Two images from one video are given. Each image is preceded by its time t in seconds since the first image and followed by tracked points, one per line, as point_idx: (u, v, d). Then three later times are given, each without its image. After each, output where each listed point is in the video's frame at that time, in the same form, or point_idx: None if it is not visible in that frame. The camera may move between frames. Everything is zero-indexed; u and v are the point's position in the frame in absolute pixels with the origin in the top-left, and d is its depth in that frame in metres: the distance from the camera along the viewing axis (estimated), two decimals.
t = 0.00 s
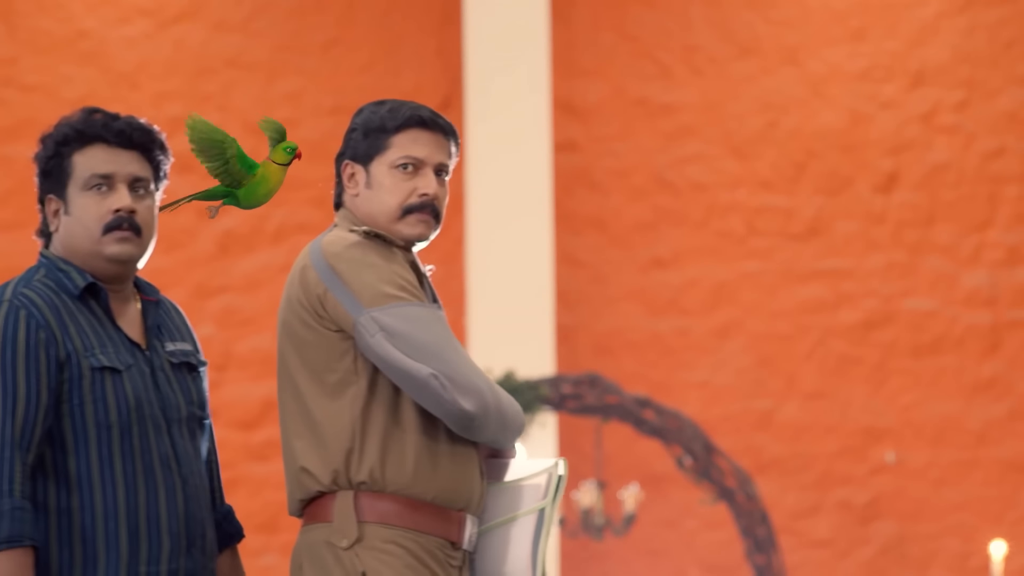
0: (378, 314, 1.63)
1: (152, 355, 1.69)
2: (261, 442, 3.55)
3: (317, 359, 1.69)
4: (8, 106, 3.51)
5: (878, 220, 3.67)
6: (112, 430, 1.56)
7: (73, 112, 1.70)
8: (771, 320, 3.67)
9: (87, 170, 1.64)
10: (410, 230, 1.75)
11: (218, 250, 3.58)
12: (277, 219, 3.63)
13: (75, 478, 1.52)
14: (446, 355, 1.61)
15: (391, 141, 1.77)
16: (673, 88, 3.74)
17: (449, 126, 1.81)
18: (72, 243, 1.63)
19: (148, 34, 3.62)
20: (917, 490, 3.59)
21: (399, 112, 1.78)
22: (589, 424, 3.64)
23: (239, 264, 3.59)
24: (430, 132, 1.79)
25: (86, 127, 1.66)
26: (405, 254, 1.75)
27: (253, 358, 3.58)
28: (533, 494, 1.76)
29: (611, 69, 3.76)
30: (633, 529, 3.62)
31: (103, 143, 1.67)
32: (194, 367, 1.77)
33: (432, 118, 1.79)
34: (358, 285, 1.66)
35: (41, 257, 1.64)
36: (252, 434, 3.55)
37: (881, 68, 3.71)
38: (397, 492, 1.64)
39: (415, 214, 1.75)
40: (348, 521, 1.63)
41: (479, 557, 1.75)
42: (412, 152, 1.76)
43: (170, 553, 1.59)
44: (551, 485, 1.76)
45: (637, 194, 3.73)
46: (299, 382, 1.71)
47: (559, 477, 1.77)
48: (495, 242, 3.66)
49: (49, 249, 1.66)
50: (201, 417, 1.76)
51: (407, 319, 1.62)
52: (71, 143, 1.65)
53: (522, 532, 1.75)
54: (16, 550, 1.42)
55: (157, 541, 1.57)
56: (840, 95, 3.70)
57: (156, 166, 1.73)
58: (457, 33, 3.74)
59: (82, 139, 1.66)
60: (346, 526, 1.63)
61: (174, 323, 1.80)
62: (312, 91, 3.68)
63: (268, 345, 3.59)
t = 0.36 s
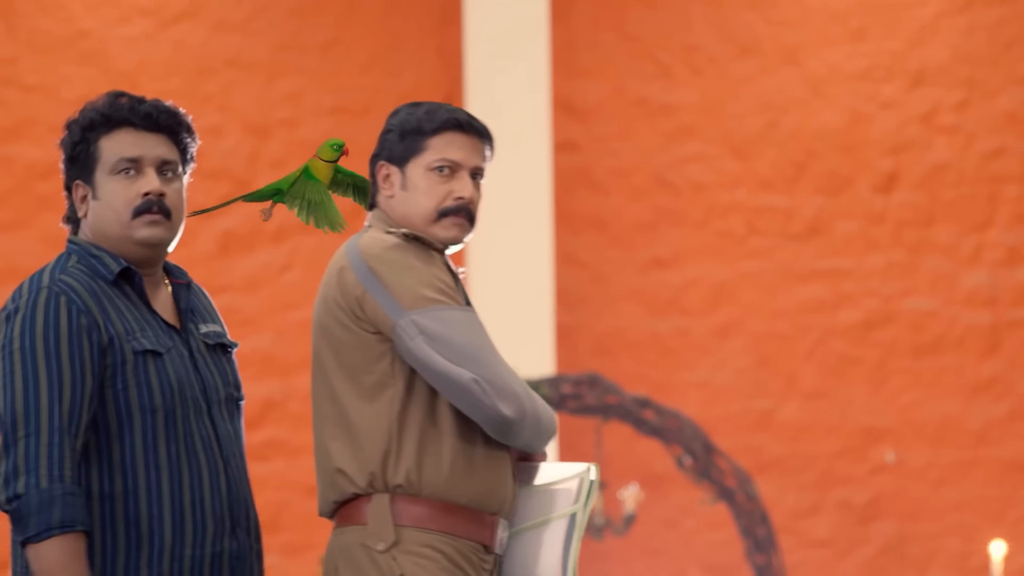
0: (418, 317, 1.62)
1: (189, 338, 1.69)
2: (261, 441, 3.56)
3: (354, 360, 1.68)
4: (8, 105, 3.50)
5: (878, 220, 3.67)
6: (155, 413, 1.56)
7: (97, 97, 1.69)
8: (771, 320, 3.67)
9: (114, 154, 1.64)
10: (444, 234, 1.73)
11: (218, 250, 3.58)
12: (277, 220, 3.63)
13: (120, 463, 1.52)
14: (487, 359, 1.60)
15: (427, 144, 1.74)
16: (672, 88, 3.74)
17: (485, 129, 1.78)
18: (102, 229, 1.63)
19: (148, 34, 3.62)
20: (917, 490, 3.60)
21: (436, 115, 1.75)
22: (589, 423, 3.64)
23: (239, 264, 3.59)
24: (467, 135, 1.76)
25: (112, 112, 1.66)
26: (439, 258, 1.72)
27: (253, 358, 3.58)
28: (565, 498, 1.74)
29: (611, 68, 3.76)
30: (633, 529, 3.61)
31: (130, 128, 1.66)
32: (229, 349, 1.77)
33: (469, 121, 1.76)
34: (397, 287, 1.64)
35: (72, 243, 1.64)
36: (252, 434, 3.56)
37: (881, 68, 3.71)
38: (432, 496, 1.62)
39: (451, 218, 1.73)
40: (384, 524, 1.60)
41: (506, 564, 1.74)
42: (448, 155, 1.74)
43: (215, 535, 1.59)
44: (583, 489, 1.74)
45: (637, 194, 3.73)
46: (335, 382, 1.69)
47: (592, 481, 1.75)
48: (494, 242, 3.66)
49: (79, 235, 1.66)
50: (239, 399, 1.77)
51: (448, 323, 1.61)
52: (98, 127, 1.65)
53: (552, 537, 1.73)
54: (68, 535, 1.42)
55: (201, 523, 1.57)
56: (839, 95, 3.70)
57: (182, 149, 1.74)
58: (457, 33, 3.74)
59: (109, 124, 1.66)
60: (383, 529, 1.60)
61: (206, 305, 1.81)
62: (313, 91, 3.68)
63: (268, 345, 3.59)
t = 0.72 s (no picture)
0: (475, 328, 1.55)
1: (211, 338, 1.65)
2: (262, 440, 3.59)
3: (405, 368, 1.61)
4: (10, 106, 3.54)
5: (878, 220, 3.67)
6: (179, 411, 1.51)
7: (119, 90, 1.64)
8: (771, 320, 3.67)
9: (137, 149, 1.59)
10: (491, 241, 1.67)
11: (218, 250, 3.61)
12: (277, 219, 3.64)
13: (145, 462, 1.48)
14: (543, 372, 1.55)
15: (476, 150, 1.69)
16: (672, 88, 3.74)
17: (535, 137, 1.72)
18: (125, 225, 1.59)
19: (148, 34, 3.62)
20: (917, 490, 3.60)
21: (486, 121, 1.70)
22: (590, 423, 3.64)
23: (239, 263, 3.61)
24: (516, 142, 1.70)
25: (134, 107, 1.61)
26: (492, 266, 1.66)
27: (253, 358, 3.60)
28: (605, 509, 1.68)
29: (611, 69, 3.76)
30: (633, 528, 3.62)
31: (152, 122, 1.61)
32: (253, 349, 1.73)
33: (518, 128, 1.71)
34: (453, 297, 1.57)
35: (94, 241, 1.60)
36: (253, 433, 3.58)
37: (881, 68, 3.70)
38: (483, 506, 1.57)
39: (498, 225, 1.67)
40: (433, 534, 1.55)
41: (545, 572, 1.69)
42: (497, 161, 1.68)
43: (237, 537, 1.54)
44: (626, 500, 1.68)
45: (638, 194, 3.73)
46: (384, 389, 1.62)
47: (635, 492, 1.69)
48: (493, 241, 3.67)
49: (102, 231, 1.62)
50: (262, 400, 1.72)
51: (504, 335, 1.55)
52: (120, 122, 1.60)
53: (596, 547, 1.68)
54: (107, 527, 1.37)
55: (224, 524, 1.53)
56: (839, 95, 3.70)
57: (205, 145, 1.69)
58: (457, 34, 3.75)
59: (131, 119, 1.61)
60: (432, 538, 1.55)
61: (228, 304, 1.77)
62: (313, 91, 3.68)
63: (269, 345, 3.62)
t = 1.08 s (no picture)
0: (533, 331, 1.44)
1: (222, 336, 1.64)
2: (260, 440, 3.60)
3: (458, 364, 1.49)
4: (7, 106, 3.55)
5: (874, 220, 3.67)
6: (183, 410, 1.50)
7: (136, 86, 1.64)
8: (768, 320, 3.68)
9: (152, 144, 1.59)
10: (549, 241, 1.53)
11: (216, 250, 3.65)
12: (274, 219, 3.66)
13: (150, 461, 1.47)
14: (601, 379, 1.44)
15: (535, 146, 1.54)
16: (670, 88, 3.74)
17: (597, 133, 1.57)
18: (140, 220, 1.59)
19: (145, 34, 3.62)
20: (913, 490, 3.60)
21: (546, 116, 1.55)
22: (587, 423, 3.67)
23: (237, 263, 3.64)
24: (578, 138, 1.56)
25: (150, 102, 1.60)
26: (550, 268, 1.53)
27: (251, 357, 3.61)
28: (645, 510, 1.56)
29: (609, 69, 3.76)
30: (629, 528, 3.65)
31: (167, 116, 1.61)
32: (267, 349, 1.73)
33: (579, 124, 1.56)
34: (511, 297, 1.45)
35: (108, 235, 1.60)
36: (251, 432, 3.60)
37: (878, 68, 3.69)
38: (531, 504, 1.46)
39: (558, 223, 1.53)
40: (480, 526, 1.44)
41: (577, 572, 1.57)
42: (557, 158, 1.53)
43: (240, 536, 1.54)
44: (668, 501, 1.57)
45: (635, 194, 3.74)
46: (432, 380, 1.51)
47: (676, 495, 1.58)
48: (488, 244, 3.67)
49: (118, 227, 1.62)
50: (273, 399, 1.72)
51: (562, 340, 1.44)
52: (136, 117, 1.60)
53: (633, 550, 1.56)
54: (110, 523, 1.37)
55: (227, 524, 1.53)
56: (836, 95, 3.70)
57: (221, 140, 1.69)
58: (454, 35, 3.75)
59: (147, 114, 1.60)
60: (478, 530, 1.44)
61: (242, 304, 1.77)
62: (310, 90, 3.68)
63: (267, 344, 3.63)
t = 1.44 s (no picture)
0: (584, 334, 1.45)
1: (230, 336, 1.61)
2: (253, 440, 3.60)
3: (505, 364, 1.50)
4: None
5: (867, 220, 3.67)
6: (182, 413, 1.48)
7: (146, 85, 1.62)
8: (761, 320, 3.68)
9: (162, 143, 1.57)
10: (597, 237, 1.56)
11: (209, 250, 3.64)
12: (267, 220, 3.65)
13: (146, 465, 1.45)
14: (651, 385, 1.46)
15: (586, 142, 1.56)
16: (663, 89, 3.74)
17: (647, 129, 1.59)
18: (151, 220, 1.57)
19: (138, 34, 3.62)
20: (906, 490, 3.60)
21: (598, 111, 1.56)
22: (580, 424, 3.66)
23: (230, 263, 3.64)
24: (628, 135, 1.57)
25: (160, 101, 1.59)
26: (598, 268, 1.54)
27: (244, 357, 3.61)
28: (681, 510, 1.61)
29: (602, 69, 3.76)
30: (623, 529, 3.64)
31: (177, 115, 1.60)
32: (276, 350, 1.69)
33: (630, 120, 1.57)
34: (563, 299, 1.47)
35: (119, 236, 1.59)
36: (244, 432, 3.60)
37: (871, 68, 3.69)
38: (573, 501, 1.48)
39: (607, 221, 1.55)
40: (521, 520, 1.46)
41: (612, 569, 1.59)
42: (608, 155, 1.55)
43: (240, 539, 1.51)
44: (703, 502, 1.62)
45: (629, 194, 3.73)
46: (476, 379, 1.52)
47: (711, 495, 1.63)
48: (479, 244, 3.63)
49: (128, 228, 1.61)
50: (285, 400, 1.68)
51: (613, 345, 1.46)
52: (146, 116, 1.59)
53: (668, 548, 1.60)
54: (86, 533, 1.36)
55: (226, 528, 1.50)
56: (830, 95, 3.70)
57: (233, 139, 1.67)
58: (446, 36, 3.75)
59: (157, 113, 1.59)
60: (520, 524, 1.46)
61: (255, 303, 1.73)
62: (304, 91, 3.68)
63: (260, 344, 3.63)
